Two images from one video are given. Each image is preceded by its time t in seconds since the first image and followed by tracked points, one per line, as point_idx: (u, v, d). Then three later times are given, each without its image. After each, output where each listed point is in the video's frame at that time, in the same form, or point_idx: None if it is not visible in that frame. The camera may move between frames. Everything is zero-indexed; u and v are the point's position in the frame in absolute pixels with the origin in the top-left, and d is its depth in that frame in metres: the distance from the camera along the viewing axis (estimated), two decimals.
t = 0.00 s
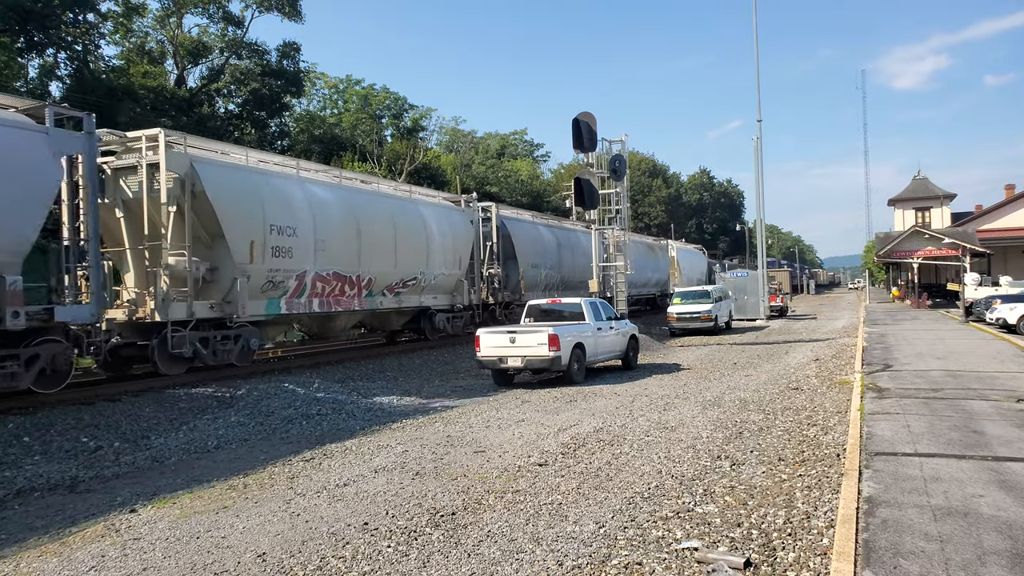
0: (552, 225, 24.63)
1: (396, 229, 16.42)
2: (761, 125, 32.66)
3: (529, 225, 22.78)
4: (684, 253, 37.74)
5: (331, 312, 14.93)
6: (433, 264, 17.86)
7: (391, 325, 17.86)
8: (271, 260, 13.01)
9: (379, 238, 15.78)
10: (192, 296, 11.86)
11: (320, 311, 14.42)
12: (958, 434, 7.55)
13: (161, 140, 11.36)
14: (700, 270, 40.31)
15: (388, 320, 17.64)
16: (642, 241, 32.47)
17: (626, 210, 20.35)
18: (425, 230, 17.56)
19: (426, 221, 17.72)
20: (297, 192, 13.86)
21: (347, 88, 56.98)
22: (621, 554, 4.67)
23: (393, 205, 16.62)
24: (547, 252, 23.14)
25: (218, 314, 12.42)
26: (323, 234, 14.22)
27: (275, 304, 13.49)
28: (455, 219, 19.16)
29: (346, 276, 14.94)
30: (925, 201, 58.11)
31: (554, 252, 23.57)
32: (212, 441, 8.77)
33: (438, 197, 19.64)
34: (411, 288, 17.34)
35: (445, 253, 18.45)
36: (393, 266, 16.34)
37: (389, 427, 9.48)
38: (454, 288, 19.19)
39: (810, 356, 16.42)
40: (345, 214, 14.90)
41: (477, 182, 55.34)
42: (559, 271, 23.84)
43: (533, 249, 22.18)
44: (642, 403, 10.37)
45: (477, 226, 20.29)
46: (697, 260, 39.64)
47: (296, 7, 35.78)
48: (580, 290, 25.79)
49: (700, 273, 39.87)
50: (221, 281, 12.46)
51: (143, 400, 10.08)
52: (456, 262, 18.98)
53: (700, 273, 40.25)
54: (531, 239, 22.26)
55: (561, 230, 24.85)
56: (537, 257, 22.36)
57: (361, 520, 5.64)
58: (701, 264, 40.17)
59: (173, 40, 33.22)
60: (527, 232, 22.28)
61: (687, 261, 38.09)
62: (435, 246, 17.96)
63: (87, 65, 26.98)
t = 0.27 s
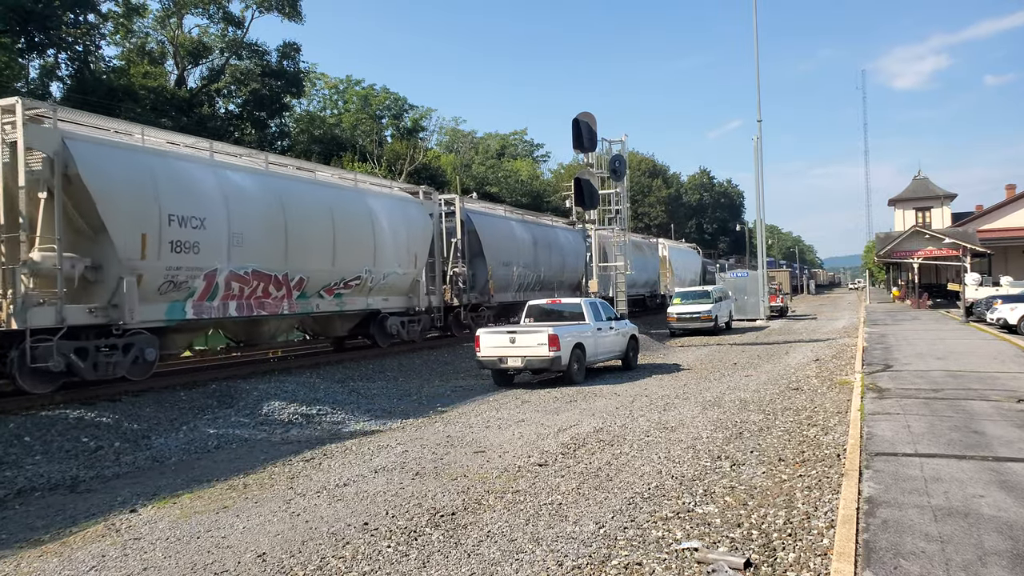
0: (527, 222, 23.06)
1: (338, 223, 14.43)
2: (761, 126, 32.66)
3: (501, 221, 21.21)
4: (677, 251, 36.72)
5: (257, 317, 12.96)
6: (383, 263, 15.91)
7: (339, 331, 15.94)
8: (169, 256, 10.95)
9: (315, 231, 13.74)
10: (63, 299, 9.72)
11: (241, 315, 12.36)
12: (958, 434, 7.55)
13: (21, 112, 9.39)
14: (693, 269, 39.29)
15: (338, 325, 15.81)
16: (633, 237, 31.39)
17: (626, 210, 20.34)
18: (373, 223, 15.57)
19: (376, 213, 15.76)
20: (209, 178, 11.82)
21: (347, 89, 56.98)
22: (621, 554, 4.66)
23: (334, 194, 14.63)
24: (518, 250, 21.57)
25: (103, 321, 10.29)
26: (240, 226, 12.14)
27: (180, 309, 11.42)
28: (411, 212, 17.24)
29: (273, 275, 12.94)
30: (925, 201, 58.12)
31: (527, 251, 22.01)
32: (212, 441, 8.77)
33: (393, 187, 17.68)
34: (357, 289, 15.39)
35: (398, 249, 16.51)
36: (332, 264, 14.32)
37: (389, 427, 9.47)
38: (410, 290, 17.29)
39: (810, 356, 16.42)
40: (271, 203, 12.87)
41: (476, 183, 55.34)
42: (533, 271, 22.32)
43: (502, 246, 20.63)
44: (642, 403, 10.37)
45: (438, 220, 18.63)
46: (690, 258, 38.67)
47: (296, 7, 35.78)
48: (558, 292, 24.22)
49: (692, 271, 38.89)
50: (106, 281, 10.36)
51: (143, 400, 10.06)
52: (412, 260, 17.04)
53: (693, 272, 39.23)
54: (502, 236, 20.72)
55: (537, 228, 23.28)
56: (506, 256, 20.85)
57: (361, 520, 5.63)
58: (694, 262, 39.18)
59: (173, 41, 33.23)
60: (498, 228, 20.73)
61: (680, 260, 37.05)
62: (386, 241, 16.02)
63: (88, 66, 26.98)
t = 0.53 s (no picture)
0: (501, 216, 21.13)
1: (261, 214, 12.53)
2: (761, 126, 32.65)
3: (469, 215, 19.24)
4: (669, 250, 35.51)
5: (157, 324, 10.97)
6: (318, 260, 13.98)
7: (270, 338, 13.71)
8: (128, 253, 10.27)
9: (228, 223, 11.85)
10: None
11: (132, 321, 10.36)
12: (958, 434, 7.54)
13: None
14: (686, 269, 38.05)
15: (269, 333, 13.66)
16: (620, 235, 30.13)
17: (626, 210, 20.33)
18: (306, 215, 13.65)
19: (310, 203, 13.85)
20: (89, 155, 9.89)
21: (347, 89, 56.94)
22: (620, 555, 4.65)
23: (258, 181, 12.76)
24: (490, 247, 19.61)
25: None
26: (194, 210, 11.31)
27: (48, 316, 9.37)
28: (355, 202, 15.30)
29: (177, 274, 11.04)
30: (925, 202, 58.06)
31: (500, 248, 20.06)
32: (212, 441, 8.76)
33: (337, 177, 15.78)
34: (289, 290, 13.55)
35: (337, 245, 14.55)
36: (252, 260, 12.38)
37: (389, 427, 9.46)
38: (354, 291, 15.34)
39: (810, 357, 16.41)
40: (172, 188, 10.98)
41: (476, 183, 55.32)
42: (506, 270, 20.35)
43: (469, 243, 18.67)
44: (642, 404, 10.38)
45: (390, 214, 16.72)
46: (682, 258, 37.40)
47: (296, 7, 35.77)
48: (536, 293, 22.36)
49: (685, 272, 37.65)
50: None
51: (144, 401, 10.06)
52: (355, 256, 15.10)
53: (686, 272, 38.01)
54: (469, 232, 18.80)
55: (512, 223, 21.36)
56: (474, 254, 18.86)
57: (361, 520, 5.63)
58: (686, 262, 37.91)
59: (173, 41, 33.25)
60: (466, 222, 18.80)
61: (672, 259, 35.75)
62: (322, 235, 14.08)
63: (88, 66, 26.98)
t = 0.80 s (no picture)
0: (470, 210, 19.70)
1: (157, 200, 10.76)
2: (763, 126, 32.60)
3: (432, 208, 17.84)
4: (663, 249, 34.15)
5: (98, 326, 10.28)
6: (231, 255, 12.16)
7: (180, 345, 12.13)
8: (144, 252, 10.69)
9: (112, 211, 10.07)
10: None
11: None
12: (960, 436, 7.52)
13: None
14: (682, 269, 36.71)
15: (179, 340, 12.06)
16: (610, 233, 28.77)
17: (627, 210, 20.31)
18: (217, 202, 11.84)
19: (224, 190, 12.04)
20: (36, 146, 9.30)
21: (349, 89, 56.92)
22: (621, 555, 4.64)
23: (157, 162, 10.96)
24: (454, 242, 18.16)
25: None
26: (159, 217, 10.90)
27: None
28: (285, 188, 13.47)
29: (38, 272, 9.25)
30: (927, 202, 57.96)
31: (465, 244, 18.60)
32: (213, 441, 8.74)
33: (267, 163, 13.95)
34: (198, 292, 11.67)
35: (258, 237, 12.70)
36: (145, 255, 10.60)
37: (389, 427, 9.45)
38: (280, 290, 13.52)
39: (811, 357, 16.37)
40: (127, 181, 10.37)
41: (478, 183, 55.28)
42: (472, 268, 18.90)
43: (429, 237, 17.24)
44: (643, 404, 10.36)
45: (329, 205, 14.86)
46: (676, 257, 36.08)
47: (298, 7, 35.77)
48: (504, 294, 20.92)
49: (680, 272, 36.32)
50: None
51: (144, 399, 10.05)
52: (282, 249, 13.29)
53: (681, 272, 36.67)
54: (430, 225, 17.35)
55: (482, 219, 19.91)
56: (435, 249, 17.41)
57: (361, 520, 5.62)
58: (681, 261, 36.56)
59: (175, 41, 33.27)
60: (426, 215, 17.37)
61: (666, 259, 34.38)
62: (238, 226, 12.26)
63: (90, 65, 26.99)
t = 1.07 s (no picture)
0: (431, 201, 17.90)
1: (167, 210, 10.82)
2: (763, 126, 32.57)
3: (383, 197, 15.94)
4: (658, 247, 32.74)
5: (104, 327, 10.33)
6: (116, 251, 10.09)
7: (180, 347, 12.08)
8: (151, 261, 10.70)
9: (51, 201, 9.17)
10: None
11: None
12: (962, 435, 7.51)
13: None
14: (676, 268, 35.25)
15: (54, 350, 10.09)
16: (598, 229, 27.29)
17: (628, 210, 20.29)
18: (99, 187, 9.82)
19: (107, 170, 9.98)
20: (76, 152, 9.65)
21: (350, 88, 56.91)
22: (622, 554, 4.63)
23: (14, 137, 8.85)
24: (410, 236, 16.33)
25: None
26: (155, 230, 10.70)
27: None
28: (192, 171, 11.35)
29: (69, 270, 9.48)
30: (929, 202, 57.89)
31: (423, 238, 16.76)
32: (214, 440, 8.74)
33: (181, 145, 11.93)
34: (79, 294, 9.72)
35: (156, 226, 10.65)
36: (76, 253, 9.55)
37: (390, 426, 9.44)
38: (187, 290, 11.38)
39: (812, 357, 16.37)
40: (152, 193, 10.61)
41: (478, 182, 55.30)
42: (433, 265, 17.12)
43: (380, 229, 15.35)
44: (645, 404, 10.35)
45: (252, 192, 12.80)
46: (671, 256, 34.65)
47: (299, 6, 35.77)
48: (474, 293, 19.17)
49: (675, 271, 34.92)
50: None
51: (146, 399, 10.05)
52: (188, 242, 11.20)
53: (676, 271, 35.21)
54: (380, 216, 15.47)
55: (445, 210, 18.12)
56: (387, 243, 15.56)
57: (362, 519, 5.62)
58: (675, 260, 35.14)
59: (177, 40, 33.29)
60: (376, 205, 15.47)
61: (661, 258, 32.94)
62: (125, 216, 10.18)
63: (91, 65, 27.00)
